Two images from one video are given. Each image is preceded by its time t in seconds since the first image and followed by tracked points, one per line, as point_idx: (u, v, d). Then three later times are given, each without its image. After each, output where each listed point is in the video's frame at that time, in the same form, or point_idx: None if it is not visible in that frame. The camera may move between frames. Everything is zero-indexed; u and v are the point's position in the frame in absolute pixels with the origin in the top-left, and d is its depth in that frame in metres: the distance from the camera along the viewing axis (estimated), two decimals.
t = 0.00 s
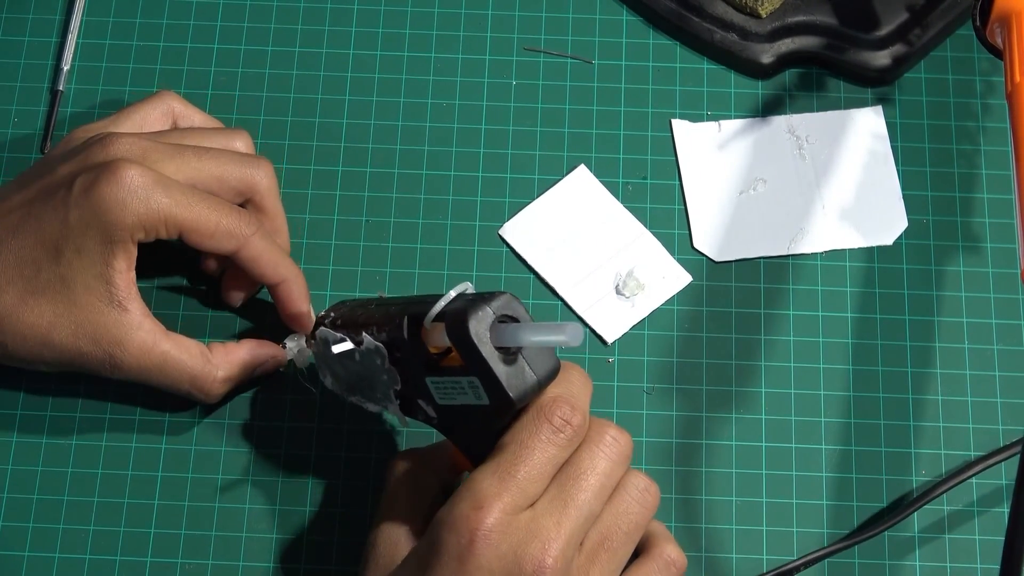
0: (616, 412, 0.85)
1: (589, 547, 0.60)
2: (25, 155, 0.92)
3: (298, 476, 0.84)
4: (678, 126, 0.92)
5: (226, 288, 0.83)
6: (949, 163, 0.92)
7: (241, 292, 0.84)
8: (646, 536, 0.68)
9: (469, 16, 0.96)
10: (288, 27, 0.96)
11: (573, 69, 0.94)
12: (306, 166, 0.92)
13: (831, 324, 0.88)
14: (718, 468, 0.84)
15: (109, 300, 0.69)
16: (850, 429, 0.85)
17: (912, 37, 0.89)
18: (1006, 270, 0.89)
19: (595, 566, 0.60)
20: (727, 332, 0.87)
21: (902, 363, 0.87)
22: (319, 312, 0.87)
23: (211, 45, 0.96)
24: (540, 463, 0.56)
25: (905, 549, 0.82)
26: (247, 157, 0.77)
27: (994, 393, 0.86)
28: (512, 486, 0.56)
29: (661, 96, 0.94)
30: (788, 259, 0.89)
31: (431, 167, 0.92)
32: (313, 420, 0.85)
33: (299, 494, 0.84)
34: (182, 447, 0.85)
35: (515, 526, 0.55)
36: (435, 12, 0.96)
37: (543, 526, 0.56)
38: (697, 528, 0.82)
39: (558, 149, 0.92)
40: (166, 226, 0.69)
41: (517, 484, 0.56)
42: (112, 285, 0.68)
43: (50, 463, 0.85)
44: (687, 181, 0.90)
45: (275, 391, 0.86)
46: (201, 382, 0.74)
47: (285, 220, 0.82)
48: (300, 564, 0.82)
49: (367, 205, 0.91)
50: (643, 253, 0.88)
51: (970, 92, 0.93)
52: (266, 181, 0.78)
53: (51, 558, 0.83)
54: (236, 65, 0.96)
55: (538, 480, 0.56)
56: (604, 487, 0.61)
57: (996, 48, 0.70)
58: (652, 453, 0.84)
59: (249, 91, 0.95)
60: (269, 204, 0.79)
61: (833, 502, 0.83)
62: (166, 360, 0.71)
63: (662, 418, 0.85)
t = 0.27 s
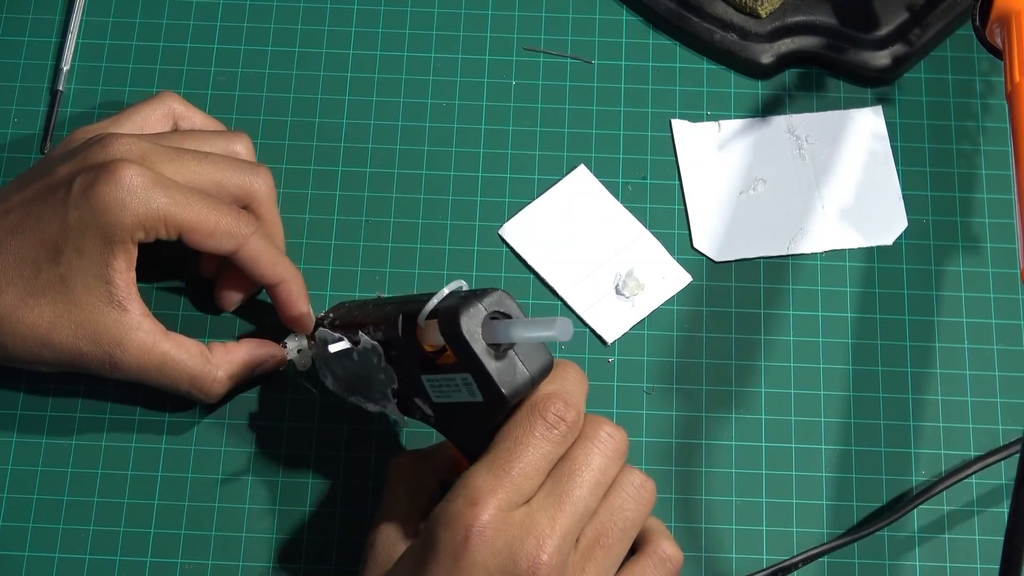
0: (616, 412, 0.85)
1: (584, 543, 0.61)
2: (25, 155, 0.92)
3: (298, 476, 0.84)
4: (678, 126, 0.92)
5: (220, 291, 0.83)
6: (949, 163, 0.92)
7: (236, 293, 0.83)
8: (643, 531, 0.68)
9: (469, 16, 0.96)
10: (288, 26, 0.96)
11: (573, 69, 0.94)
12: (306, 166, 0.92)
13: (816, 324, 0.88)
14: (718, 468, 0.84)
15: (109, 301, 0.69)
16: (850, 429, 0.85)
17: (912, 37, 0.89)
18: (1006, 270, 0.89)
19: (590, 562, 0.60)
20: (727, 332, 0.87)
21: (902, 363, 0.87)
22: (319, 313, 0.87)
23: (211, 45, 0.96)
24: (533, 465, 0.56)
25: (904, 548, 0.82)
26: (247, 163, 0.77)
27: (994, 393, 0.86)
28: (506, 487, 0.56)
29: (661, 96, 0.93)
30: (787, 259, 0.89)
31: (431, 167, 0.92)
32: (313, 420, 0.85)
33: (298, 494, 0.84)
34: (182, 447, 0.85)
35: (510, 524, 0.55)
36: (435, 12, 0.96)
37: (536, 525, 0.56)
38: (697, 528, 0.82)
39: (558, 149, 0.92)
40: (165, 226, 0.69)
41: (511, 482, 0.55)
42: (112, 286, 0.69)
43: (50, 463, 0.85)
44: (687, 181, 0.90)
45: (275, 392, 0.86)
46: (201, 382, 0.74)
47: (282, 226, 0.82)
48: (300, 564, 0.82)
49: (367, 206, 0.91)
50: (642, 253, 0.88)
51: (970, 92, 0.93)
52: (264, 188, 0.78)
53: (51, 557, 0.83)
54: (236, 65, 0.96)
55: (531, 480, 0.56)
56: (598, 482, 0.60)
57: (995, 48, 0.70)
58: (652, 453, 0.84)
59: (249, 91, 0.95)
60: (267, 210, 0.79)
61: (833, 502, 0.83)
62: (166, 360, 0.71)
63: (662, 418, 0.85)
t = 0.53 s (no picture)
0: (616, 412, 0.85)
1: None
2: (25, 155, 0.92)
3: (298, 476, 0.84)
4: (678, 126, 0.92)
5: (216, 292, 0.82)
6: (949, 163, 0.92)
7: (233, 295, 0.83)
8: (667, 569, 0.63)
9: (469, 16, 0.96)
10: (288, 27, 0.96)
11: (573, 69, 0.94)
12: (306, 166, 0.92)
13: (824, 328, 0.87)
14: (718, 468, 0.84)
15: (107, 302, 0.69)
16: (850, 429, 0.85)
17: (912, 37, 0.89)
18: (1006, 270, 0.89)
19: None
20: (727, 332, 0.87)
21: (902, 363, 0.87)
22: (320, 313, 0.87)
23: (211, 45, 0.96)
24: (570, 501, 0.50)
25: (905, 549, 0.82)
26: (246, 164, 0.77)
27: (994, 393, 0.86)
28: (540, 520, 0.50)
29: (661, 96, 0.94)
30: (788, 259, 0.89)
31: (431, 167, 0.92)
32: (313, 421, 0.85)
33: (299, 494, 0.84)
34: (182, 447, 0.85)
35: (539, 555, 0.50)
36: (435, 12, 0.96)
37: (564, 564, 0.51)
38: (697, 528, 0.82)
39: (559, 149, 0.92)
40: (163, 228, 0.69)
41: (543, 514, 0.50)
42: (110, 287, 0.69)
43: (50, 463, 0.85)
44: (687, 181, 0.90)
45: (275, 392, 0.86)
46: (199, 382, 0.75)
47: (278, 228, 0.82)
48: (300, 565, 0.82)
49: (367, 206, 0.91)
50: (643, 253, 0.88)
51: (970, 92, 0.93)
52: (263, 190, 0.77)
53: (51, 558, 0.83)
54: (236, 65, 0.96)
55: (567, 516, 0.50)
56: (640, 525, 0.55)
57: (996, 48, 0.70)
58: (652, 454, 0.84)
59: (249, 91, 0.95)
60: (264, 214, 0.79)
61: (833, 502, 0.83)
62: (164, 361, 0.71)
63: (662, 418, 0.85)
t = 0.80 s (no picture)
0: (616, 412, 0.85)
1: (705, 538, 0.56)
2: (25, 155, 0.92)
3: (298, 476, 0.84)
4: (678, 126, 0.92)
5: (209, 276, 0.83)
6: (949, 163, 0.92)
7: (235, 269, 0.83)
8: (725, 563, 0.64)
9: (469, 16, 0.96)
10: (289, 27, 0.96)
11: (573, 69, 0.94)
12: (306, 166, 0.92)
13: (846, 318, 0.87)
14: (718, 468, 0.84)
15: (99, 290, 0.69)
16: (850, 428, 0.85)
17: (912, 37, 0.89)
18: (1006, 270, 0.89)
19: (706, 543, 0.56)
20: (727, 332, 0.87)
21: (902, 363, 0.87)
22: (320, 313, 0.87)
23: (211, 45, 0.96)
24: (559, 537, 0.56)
25: (905, 549, 0.82)
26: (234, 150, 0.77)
27: (994, 393, 0.86)
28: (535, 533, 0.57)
29: (661, 96, 0.94)
30: (788, 259, 0.88)
31: (431, 167, 0.92)
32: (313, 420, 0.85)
33: (299, 494, 0.84)
34: (183, 447, 0.85)
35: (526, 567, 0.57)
36: (435, 12, 0.96)
37: None
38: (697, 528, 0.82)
39: (559, 149, 0.92)
40: (150, 214, 0.69)
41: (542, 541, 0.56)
42: (103, 275, 0.69)
43: (50, 463, 0.85)
44: (687, 180, 0.90)
45: (275, 392, 0.86)
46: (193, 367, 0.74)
47: (269, 214, 0.81)
48: (301, 564, 0.82)
49: (367, 205, 0.91)
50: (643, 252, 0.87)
51: (970, 92, 0.93)
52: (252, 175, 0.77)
53: (51, 558, 0.83)
54: (236, 65, 0.96)
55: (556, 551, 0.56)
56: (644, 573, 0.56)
57: (996, 48, 0.70)
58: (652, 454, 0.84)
59: (249, 91, 0.95)
60: (254, 197, 0.78)
61: (833, 502, 0.83)
62: (159, 348, 0.71)
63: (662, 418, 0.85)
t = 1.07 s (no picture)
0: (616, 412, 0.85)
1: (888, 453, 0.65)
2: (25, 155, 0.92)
3: (298, 476, 0.84)
4: (678, 126, 0.92)
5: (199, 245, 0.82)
6: (949, 163, 0.92)
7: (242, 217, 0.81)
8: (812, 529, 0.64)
9: (469, 16, 0.96)
10: (289, 27, 0.96)
11: (573, 69, 0.94)
12: (306, 166, 0.92)
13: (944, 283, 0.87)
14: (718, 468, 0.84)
15: (88, 271, 0.69)
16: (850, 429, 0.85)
17: (912, 37, 0.89)
18: (1006, 270, 0.89)
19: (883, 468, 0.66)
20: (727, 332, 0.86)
21: (903, 363, 0.87)
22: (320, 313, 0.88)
23: (211, 45, 0.96)
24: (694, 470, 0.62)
25: (904, 549, 0.82)
26: (216, 125, 0.79)
27: (994, 393, 0.86)
28: (662, 459, 0.63)
29: (661, 96, 0.94)
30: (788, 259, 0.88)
31: (431, 167, 0.92)
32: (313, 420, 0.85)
33: (299, 494, 0.84)
34: (183, 447, 0.85)
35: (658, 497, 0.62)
36: (435, 12, 0.96)
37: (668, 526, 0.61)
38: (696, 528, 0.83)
39: (559, 149, 0.92)
40: (134, 191, 0.70)
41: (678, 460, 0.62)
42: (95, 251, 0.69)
43: (50, 463, 0.85)
44: (686, 180, 0.90)
45: (275, 392, 0.86)
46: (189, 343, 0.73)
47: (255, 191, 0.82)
48: (300, 565, 0.82)
49: (367, 205, 0.91)
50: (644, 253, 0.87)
51: (970, 92, 0.93)
52: (236, 148, 0.79)
53: (51, 558, 0.83)
54: (236, 65, 0.96)
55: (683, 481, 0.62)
56: (780, 492, 0.62)
57: (996, 48, 0.70)
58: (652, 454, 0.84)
59: (249, 91, 0.95)
60: (239, 169, 0.80)
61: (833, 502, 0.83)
62: (153, 327, 0.71)
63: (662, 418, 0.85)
